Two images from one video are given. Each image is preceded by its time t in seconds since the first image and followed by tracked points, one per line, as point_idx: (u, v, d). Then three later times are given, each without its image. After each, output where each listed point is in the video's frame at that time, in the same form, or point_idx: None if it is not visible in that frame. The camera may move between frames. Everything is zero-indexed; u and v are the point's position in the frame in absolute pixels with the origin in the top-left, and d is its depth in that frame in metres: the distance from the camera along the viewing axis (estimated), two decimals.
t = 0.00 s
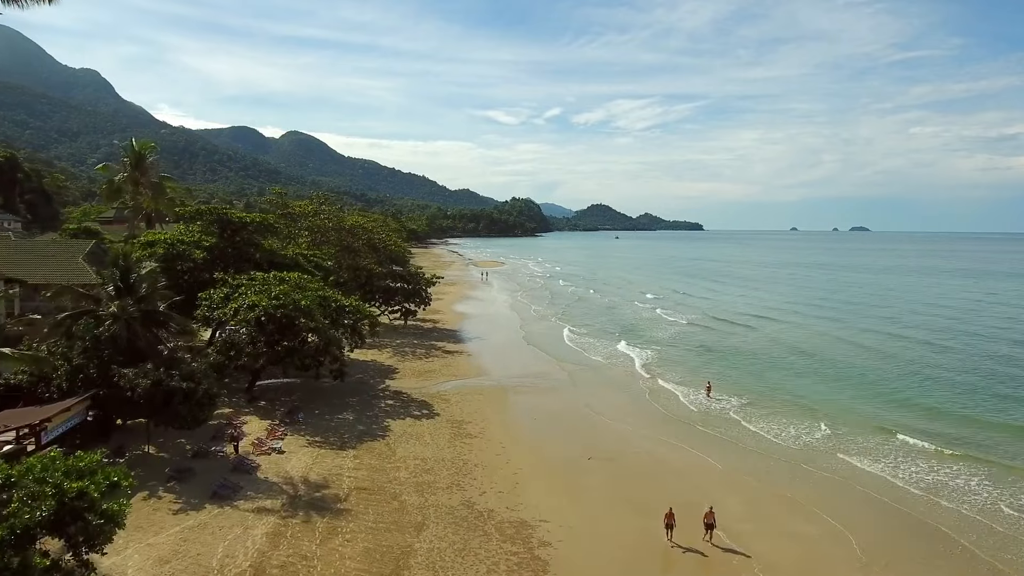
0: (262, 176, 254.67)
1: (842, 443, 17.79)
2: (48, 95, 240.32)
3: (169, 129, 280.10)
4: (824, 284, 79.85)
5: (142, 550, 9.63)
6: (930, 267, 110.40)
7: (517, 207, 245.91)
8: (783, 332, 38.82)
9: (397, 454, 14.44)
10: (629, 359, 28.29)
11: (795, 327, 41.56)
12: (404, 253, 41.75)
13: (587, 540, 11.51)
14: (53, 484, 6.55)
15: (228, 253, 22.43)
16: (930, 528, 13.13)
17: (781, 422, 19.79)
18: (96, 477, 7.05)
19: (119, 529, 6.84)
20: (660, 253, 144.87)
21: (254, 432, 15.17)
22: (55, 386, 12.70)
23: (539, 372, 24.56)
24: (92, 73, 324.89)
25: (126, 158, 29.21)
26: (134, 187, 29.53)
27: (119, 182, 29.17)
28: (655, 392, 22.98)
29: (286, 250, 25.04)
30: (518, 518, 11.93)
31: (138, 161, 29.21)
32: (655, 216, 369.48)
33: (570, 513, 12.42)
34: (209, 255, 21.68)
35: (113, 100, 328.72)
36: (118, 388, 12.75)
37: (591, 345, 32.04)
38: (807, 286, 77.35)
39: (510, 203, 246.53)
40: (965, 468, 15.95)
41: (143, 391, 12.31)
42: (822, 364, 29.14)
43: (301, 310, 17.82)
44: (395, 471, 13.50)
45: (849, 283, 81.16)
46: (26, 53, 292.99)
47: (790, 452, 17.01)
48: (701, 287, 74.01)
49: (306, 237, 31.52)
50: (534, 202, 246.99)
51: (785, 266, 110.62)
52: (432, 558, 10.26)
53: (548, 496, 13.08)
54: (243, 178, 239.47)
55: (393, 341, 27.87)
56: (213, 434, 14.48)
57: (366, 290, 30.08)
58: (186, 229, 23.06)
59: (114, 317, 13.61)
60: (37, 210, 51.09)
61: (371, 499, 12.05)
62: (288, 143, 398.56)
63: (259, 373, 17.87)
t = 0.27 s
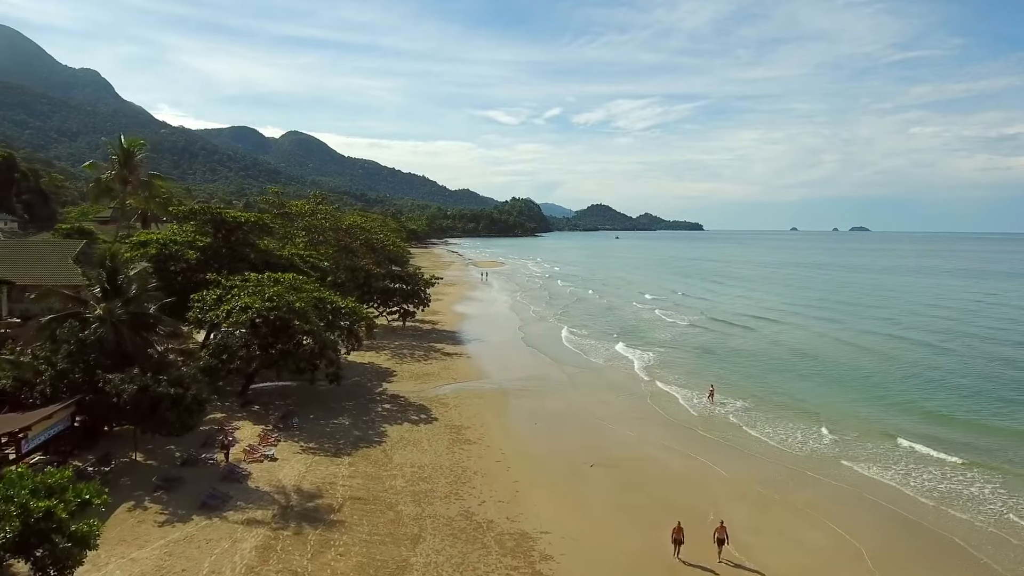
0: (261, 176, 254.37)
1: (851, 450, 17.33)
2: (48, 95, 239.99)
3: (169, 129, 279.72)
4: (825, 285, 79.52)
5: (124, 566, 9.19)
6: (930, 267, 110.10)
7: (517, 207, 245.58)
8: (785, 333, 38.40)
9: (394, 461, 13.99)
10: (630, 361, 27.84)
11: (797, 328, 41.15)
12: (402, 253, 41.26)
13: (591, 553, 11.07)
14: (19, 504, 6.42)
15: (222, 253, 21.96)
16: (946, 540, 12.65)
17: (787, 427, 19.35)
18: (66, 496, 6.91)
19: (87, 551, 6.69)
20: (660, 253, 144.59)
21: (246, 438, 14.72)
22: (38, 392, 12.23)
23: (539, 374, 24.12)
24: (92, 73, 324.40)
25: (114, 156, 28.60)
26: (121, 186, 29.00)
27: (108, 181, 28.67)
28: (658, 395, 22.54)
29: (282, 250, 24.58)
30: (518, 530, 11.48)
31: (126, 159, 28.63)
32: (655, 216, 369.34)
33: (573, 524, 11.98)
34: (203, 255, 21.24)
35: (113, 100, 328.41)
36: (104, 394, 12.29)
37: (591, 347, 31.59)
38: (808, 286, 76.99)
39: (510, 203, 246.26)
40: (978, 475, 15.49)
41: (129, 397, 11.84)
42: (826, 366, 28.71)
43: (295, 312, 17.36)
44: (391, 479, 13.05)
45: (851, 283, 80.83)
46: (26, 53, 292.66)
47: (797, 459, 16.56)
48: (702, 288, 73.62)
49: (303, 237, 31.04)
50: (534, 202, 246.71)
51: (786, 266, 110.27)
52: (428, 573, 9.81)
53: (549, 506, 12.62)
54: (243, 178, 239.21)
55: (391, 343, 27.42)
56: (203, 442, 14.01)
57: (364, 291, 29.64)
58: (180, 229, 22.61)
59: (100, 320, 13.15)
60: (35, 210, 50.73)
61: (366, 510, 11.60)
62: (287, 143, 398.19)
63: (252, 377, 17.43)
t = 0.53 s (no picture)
0: (261, 176, 253.87)
1: (862, 458, 16.74)
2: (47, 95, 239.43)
3: (168, 129, 279.18)
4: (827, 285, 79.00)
5: None
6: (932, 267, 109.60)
7: (517, 207, 245.03)
8: (789, 335, 37.84)
9: (389, 471, 13.42)
10: (632, 364, 27.29)
11: (800, 330, 40.61)
12: (400, 253, 40.64)
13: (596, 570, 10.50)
14: None
15: (214, 253, 21.36)
16: (967, 556, 12.07)
17: (794, 433, 18.80)
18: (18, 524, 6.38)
19: None
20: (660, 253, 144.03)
21: (235, 447, 14.15)
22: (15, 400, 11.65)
23: (540, 378, 23.57)
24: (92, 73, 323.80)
25: (96, 152, 26.85)
26: (104, 184, 27.28)
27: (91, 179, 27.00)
28: (661, 400, 21.97)
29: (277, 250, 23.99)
30: (519, 546, 10.91)
31: (110, 156, 26.97)
32: (655, 216, 368.98)
33: (576, 539, 11.42)
34: (194, 255, 20.65)
35: (113, 100, 327.84)
36: (83, 402, 11.70)
37: (592, 348, 31.04)
38: (810, 287, 76.44)
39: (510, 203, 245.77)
40: (995, 486, 14.91)
41: (109, 406, 11.26)
42: (831, 369, 28.16)
43: (288, 315, 16.78)
44: (386, 491, 12.48)
45: (853, 284, 80.33)
46: (25, 53, 292.04)
47: (807, 468, 15.99)
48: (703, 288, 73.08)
49: (298, 238, 30.44)
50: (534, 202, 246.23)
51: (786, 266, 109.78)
52: None
53: (552, 519, 12.06)
54: (242, 178, 238.54)
55: (388, 346, 26.87)
56: (190, 451, 13.44)
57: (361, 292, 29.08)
58: (171, 229, 22.02)
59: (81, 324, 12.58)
60: (30, 209, 50.14)
61: (359, 524, 11.03)
62: (287, 143, 397.72)
63: (244, 382, 16.86)
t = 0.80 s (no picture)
0: (261, 176, 253.36)
1: (874, 467, 16.17)
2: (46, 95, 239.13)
3: (168, 128, 278.71)
4: (829, 285, 78.47)
5: None
6: (934, 267, 109.03)
7: (517, 207, 244.53)
8: (793, 337, 37.29)
9: (384, 481, 12.90)
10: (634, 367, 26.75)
11: (804, 331, 40.05)
12: (399, 253, 40.07)
13: None
14: None
15: (207, 254, 20.87)
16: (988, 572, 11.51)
17: (803, 439, 18.26)
18: None
19: None
20: (660, 253, 143.72)
21: (225, 456, 13.62)
22: None
23: (540, 381, 23.06)
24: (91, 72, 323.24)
25: (81, 149, 26.31)
26: (88, 182, 26.83)
27: (74, 177, 26.59)
28: (665, 404, 21.45)
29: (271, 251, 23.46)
30: (519, 562, 10.40)
31: (94, 153, 26.51)
32: (655, 216, 368.65)
33: (580, 556, 10.90)
34: (186, 256, 20.12)
35: (112, 100, 327.52)
36: (63, 410, 11.16)
37: (593, 351, 30.50)
38: (812, 287, 75.89)
39: (510, 203, 245.33)
40: (1014, 497, 14.31)
41: (89, 415, 10.74)
42: (837, 372, 27.61)
43: (280, 318, 16.24)
44: (381, 502, 11.97)
45: (856, 284, 79.80)
46: (25, 52, 291.50)
47: (817, 477, 15.45)
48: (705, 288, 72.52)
49: (295, 238, 29.92)
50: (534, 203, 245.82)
51: (788, 267, 109.25)
52: None
53: (554, 533, 11.53)
54: (242, 178, 238.08)
55: (386, 348, 26.36)
56: (177, 460, 12.91)
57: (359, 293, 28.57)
58: (163, 229, 21.53)
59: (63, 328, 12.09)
60: (27, 209, 49.54)
61: (351, 539, 10.51)
62: (287, 143, 397.61)
63: (235, 386, 16.36)
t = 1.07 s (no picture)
0: (260, 176, 252.86)
1: (884, 474, 15.70)
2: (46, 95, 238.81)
3: (168, 129, 278.59)
4: (831, 286, 78.03)
5: None
6: (936, 268, 108.59)
7: (517, 207, 244.05)
8: (796, 338, 36.82)
9: (380, 490, 12.45)
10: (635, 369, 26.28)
11: (807, 333, 39.58)
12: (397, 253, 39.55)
13: None
14: None
15: (200, 255, 20.42)
16: None
17: (809, 444, 17.81)
18: None
19: None
20: (661, 254, 143.39)
21: (215, 464, 13.17)
22: None
23: (541, 384, 22.60)
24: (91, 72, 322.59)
25: (66, 146, 25.79)
26: (73, 180, 26.46)
27: (57, 173, 25.99)
28: (669, 407, 20.99)
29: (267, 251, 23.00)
30: None
31: (79, 149, 26.02)
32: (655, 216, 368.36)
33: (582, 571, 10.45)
34: (179, 257, 19.67)
35: (112, 100, 327.17)
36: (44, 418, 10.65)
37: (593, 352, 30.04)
38: (814, 288, 75.39)
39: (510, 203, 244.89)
40: None
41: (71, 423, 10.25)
42: (843, 374, 27.15)
43: (274, 320, 15.76)
44: (375, 513, 11.52)
45: (858, 284, 79.37)
46: (24, 52, 290.92)
47: (826, 485, 14.98)
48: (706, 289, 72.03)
49: (291, 238, 29.48)
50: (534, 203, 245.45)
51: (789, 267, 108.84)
52: None
53: (556, 547, 11.04)
54: (242, 178, 237.70)
55: (383, 350, 25.91)
56: (165, 469, 12.49)
57: (356, 294, 28.12)
58: (156, 229, 21.08)
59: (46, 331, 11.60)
60: (24, 209, 48.91)
61: (344, 553, 10.05)
62: (287, 143, 397.25)
63: (227, 391, 15.91)
